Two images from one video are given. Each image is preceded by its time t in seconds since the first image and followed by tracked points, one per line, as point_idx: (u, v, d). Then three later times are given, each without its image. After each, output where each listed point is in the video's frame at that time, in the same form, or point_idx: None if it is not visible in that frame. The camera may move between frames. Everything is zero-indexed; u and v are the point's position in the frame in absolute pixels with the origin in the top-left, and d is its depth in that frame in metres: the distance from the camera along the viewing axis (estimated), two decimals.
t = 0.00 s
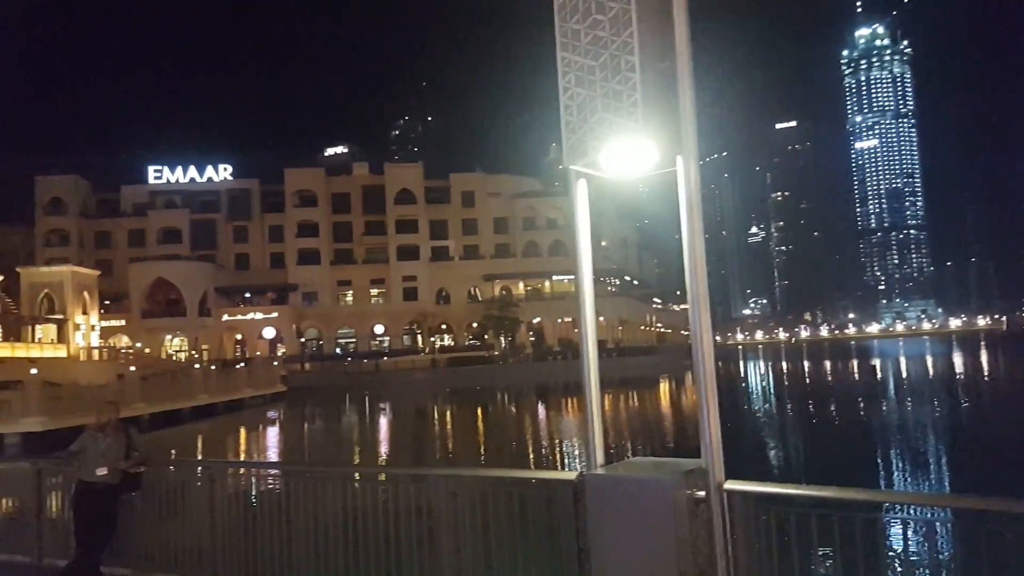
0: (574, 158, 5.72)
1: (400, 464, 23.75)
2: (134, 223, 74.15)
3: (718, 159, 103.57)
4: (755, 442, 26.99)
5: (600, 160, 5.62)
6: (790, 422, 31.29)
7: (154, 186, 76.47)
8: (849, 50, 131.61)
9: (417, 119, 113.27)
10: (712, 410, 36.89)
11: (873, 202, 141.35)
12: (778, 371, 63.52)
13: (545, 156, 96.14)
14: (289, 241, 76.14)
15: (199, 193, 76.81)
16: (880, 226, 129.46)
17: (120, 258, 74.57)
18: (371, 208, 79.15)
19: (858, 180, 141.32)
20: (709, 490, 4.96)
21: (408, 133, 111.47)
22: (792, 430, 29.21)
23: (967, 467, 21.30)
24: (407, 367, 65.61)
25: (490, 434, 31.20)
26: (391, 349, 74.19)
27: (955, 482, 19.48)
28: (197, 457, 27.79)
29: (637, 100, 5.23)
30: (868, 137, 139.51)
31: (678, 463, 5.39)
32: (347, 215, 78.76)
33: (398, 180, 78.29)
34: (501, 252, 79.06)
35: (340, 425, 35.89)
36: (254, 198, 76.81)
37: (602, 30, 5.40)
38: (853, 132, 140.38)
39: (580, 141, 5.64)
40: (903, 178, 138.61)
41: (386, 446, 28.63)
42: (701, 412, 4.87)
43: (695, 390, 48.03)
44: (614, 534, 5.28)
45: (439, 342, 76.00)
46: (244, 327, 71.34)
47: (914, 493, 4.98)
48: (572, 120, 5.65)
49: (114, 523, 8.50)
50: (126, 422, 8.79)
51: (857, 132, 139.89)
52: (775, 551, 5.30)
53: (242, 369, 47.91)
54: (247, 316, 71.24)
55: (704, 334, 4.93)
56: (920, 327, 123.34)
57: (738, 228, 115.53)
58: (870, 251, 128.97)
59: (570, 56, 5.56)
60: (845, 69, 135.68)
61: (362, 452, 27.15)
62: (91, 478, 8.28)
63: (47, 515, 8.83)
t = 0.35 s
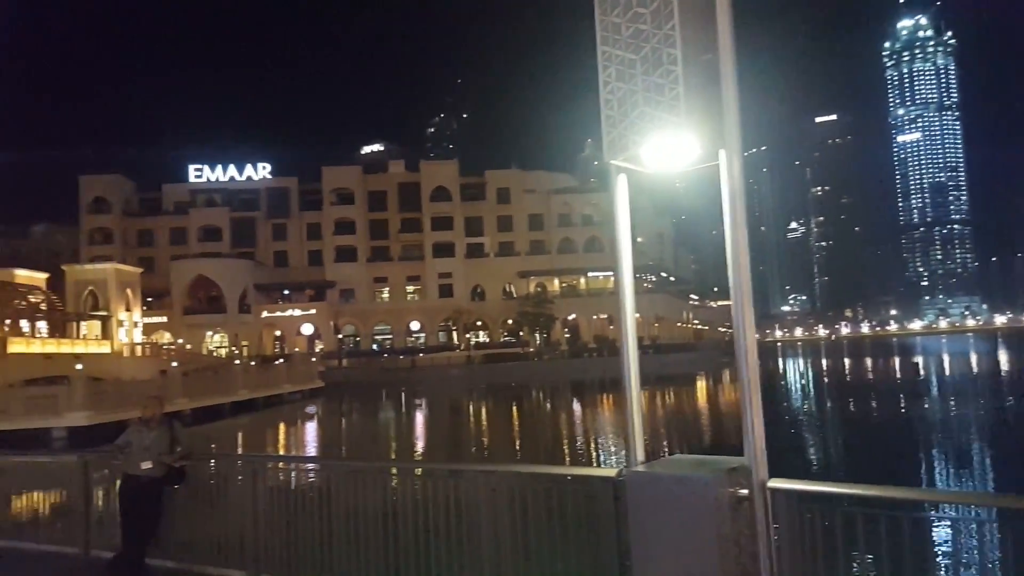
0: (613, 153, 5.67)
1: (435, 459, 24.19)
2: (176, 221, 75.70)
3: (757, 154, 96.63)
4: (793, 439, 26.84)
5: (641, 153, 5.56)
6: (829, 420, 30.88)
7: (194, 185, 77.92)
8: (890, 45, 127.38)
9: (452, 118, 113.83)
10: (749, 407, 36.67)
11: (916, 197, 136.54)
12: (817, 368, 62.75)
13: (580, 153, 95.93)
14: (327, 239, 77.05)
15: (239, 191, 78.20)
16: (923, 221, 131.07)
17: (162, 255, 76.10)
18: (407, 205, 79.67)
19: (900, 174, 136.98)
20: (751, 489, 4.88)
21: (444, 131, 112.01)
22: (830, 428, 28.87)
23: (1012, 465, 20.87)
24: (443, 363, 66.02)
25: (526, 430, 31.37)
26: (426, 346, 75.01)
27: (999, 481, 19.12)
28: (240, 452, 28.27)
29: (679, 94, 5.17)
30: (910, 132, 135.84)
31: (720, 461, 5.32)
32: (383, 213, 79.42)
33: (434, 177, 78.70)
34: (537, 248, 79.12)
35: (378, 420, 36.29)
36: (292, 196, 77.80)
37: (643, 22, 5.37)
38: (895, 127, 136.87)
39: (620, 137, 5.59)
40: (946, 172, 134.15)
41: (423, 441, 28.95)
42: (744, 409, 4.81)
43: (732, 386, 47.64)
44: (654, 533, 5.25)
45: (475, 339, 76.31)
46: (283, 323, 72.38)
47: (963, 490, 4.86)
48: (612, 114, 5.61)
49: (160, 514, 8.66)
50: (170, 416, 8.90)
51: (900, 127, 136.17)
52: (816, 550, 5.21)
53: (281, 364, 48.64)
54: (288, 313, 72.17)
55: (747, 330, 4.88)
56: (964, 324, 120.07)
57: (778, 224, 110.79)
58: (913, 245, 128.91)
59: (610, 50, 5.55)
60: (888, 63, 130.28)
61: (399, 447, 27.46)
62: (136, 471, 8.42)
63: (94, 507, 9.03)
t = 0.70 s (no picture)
0: (656, 148, 5.63)
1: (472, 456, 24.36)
2: (219, 222, 77.24)
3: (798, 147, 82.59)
4: (835, 439, 26.30)
5: (685, 149, 5.51)
6: (875, 419, 30.18)
7: (237, 187, 79.34)
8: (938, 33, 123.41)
9: (489, 116, 114.21)
10: (791, 405, 36.04)
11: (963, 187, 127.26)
12: (861, 365, 61.55)
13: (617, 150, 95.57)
14: (365, 238, 77.79)
15: (279, 192, 79.49)
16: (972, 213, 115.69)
17: (205, 256, 77.55)
18: (444, 204, 80.09)
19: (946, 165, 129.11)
20: (800, 488, 4.81)
21: (481, 129, 112.42)
22: (874, 427, 28.21)
23: None
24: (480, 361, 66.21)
25: (564, 428, 31.25)
26: (464, 343, 75.22)
27: None
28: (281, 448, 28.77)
29: (724, 87, 5.14)
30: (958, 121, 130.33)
31: (767, 459, 5.26)
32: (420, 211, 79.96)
33: (471, 176, 78.87)
34: (574, 245, 78.96)
35: (416, 417, 36.39)
36: (331, 196, 78.73)
37: (686, 16, 5.34)
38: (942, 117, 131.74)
39: (663, 132, 5.55)
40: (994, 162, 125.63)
41: (460, 438, 28.94)
42: (792, 404, 4.74)
43: (773, 384, 46.87)
44: (699, 530, 5.21)
45: (512, 337, 75.87)
46: (324, 321, 73.56)
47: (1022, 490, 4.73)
48: (654, 110, 5.59)
49: (207, 509, 8.79)
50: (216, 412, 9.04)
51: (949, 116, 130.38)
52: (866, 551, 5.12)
53: (322, 362, 49.23)
54: (328, 311, 73.55)
55: (795, 329, 4.81)
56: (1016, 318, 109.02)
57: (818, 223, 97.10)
58: (960, 241, 118.76)
59: (652, 45, 5.53)
60: (934, 52, 127.39)
61: (436, 444, 27.53)
62: (185, 466, 8.55)
63: (145, 501, 9.21)
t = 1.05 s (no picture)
0: (698, 142, 5.60)
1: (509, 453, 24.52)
2: (260, 223, 78.67)
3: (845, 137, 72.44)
4: (881, 439, 25.72)
5: (729, 144, 5.47)
6: (922, 419, 29.43)
7: (277, 187, 80.68)
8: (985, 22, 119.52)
9: (523, 114, 114.40)
10: (834, 403, 35.40)
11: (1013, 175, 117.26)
12: (906, 362, 60.33)
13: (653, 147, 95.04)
14: (402, 237, 78.41)
15: (318, 192, 80.64)
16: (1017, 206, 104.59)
17: (247, 255, 78.90)
18: (480, 202, 80.43)
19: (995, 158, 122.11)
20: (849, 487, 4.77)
21: (516, 127, 112.69)
22: (922, 427, 27.48)
23: None
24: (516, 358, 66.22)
25: (602, 426, 31.10)
26: (500, 341, 75.16)
27: None
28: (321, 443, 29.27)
29: (768, 79, 5.08)
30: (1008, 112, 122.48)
31: (815, 459, 5.21)
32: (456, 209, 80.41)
33: (506, 174, 79.03)
34: (610, 242, 78.64)
35: (453, 415, 36.52)
36: (369, 196, 79.57)
37: (729, 9, 5.29)
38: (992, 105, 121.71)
39: (706, 126, 5.51)
40: None
41: (496, 436, 29.08)
42: (840, 403, 4.71)
43: (816, 382, 46.09)
44: (744, 527, 5.18)
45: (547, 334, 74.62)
46: (362, 319, 74.12)
47: None
48: (697, 103, 5.55)
49: (252, 504, 8.93)
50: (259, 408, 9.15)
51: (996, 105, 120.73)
52: (917, 553, 5.04)
53: (360, 360, 49.74)
54: (366, 309, 73.80)
55: (843, 327, 4.74)
56: None
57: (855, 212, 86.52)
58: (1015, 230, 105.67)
59: (694, 38, 5.49)
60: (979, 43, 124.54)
61: (474, 442, 27.61)
62: (232, 462, 8.66)
63: (192, 495, 9.37)
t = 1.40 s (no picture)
0: (741, 135, 5.53)
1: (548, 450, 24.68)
2: (299, 224, 79.82)
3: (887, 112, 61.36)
4: (928, 435, 25.21)
5: (773, 136, 5.38)
6: (973, 415, 28.67)
7: (315, 189, 81.79)
8: None
9: (558, 111, 114.35)
10: (878, 398, 34.72)
11: None
12: (953, 357, 59.12)
13: (690, 141, 94.24)
14: (438, 236, 78.81)
15: (356, 193, 81.58)
16: None
17: (287, 257, 80.10)
18: (516, 200, 80.54)
19: None
20: (900, 484, 4.70)
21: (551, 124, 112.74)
22: (972, 423, 26.79)
23: None
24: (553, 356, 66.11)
25: (642, 423, 30.91)
26: (536, 338, 75.09)
27: None
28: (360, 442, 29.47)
29: (812, 68, 4.99)
30: None
31: (864, 455, 5.14)
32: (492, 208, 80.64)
33: (541, 171, 78.92)
34: (646, 237, 78.12)
35: (490, 413, 36.55)
36: (405, 195, 80.18)
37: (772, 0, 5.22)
38: None
39: (748, 118, 5.44)
40: None
41: (534, 433, 29.07)
42: (891, 401, 4.65)
43: (860, 377, 45.26)
44: (790, 526, 5.12)
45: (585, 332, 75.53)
46: (399, 318, 74.86)
47: None
48: (739, 95, 5.47)
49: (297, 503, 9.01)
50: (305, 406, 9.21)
51: None
52: (973, 555, 4.94)
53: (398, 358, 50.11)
54: (404, 308, 74.72)
55: (894, 323, 4.67)
56: None
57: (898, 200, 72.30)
58: None
59: (736, 29, 5.42)
60: None
61: (512, 439, 27.64)
62: (278, 461, 8.71)
63: (240, 493, 9.50)
